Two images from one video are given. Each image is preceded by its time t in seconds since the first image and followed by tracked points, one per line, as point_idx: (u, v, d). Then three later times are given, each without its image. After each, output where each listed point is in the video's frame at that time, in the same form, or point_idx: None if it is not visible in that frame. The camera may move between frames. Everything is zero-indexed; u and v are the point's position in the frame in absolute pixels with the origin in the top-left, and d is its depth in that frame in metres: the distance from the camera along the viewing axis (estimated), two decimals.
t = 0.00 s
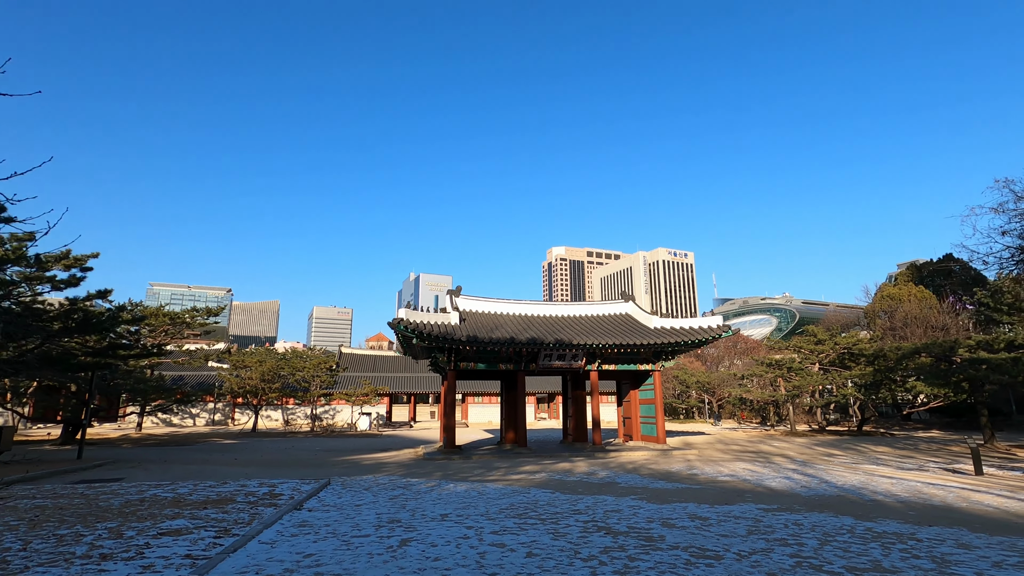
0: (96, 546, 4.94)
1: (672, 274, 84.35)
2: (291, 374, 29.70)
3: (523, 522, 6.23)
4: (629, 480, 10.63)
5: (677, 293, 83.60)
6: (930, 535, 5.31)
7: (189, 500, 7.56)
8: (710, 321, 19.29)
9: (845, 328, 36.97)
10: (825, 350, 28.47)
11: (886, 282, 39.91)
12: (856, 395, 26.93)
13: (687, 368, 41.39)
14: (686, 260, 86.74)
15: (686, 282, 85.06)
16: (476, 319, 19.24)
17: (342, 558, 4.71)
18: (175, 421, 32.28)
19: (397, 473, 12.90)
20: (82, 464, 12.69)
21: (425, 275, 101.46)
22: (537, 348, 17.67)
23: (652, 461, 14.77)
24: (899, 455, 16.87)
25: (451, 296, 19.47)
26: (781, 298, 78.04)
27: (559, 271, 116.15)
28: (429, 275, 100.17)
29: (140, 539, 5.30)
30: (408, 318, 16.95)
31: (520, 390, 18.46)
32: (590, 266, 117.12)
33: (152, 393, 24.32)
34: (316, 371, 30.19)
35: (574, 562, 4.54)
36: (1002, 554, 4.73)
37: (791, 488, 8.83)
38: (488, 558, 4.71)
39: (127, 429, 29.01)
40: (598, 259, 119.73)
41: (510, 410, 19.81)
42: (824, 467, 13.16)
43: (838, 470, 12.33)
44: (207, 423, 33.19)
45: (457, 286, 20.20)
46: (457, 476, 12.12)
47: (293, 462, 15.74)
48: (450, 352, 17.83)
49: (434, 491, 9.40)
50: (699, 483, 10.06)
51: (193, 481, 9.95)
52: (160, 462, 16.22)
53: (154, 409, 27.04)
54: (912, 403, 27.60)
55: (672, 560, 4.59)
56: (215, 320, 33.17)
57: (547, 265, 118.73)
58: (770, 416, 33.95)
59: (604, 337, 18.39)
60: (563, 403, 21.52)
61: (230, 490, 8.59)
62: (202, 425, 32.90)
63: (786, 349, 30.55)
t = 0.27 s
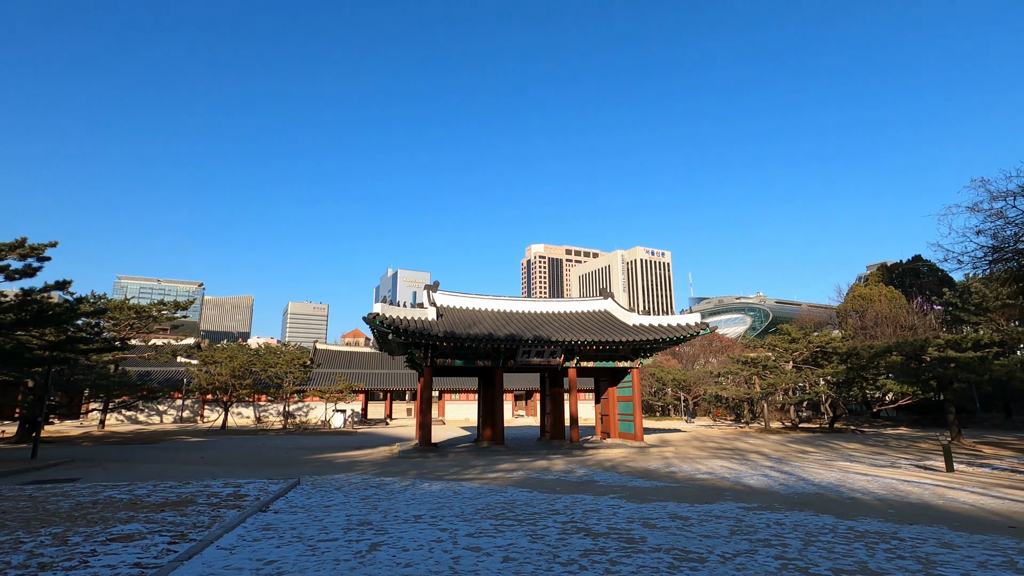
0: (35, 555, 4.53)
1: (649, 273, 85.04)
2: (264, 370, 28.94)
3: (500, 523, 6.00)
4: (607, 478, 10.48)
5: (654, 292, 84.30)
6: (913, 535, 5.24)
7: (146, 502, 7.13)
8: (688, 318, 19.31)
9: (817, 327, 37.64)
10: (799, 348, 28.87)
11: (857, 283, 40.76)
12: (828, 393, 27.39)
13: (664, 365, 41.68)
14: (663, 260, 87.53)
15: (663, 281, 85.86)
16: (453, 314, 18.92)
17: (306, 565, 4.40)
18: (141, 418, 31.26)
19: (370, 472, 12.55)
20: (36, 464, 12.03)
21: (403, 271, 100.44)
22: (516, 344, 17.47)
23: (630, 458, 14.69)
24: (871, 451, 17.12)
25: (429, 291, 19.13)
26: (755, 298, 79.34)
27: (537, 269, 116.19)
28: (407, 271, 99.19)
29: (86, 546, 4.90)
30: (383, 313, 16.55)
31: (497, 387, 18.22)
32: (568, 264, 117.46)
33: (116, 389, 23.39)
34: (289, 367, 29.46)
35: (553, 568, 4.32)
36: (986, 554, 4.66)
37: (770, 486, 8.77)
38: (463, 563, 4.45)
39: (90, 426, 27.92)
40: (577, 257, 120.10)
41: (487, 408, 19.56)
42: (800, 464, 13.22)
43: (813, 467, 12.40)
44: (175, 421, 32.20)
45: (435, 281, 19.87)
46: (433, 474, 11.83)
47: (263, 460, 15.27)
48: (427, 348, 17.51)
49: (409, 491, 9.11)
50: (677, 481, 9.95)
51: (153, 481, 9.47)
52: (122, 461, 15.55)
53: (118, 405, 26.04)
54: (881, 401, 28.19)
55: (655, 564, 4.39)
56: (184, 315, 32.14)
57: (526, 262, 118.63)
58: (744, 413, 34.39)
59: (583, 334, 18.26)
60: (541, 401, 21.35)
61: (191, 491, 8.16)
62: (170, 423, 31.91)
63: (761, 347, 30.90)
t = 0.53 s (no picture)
0: None
1: (629, 272, 85.50)
2: (237, 367, 28.21)
3: (478, 527, 5.75)
4: (587, 478, 10.30)
5: (634, 291, 84.79)
6: (898, 537, 5.15)
7: (102, 507, 6.70)
8: (669, 316, 19.28)
9: (794, 326, 38.15)
10: (776, 347, 29.19)
11: (832, 283, 41.42)
12: (805, 391, 27.73)
13: (643, 364, 41.86)
14: (643, 259, 88.06)
15: (643, 280, 86.42)
16: (433, 311, 18.59)
17: None
18: (108, 416, 30.23)
19: (345, 472, 12.20)
20: None
21: (383, 268, 99.39)
22: (496, 342, 17.22)
23: (610, 457, 14.57)
24: (847, 450, 17.29)
25: (408, 287, 18.76)
26: (733, 297, 80.35)
27: (518, 266, 116.02)
28: (386, 268, 98.18)
29: (28, 557, 4.52)
30: (361, 309, 16.16)
31: (477, 385, 17.96)
32: (549, 262, 117.56)
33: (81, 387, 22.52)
34: (264, 364, 28.75)
35: None
36: (974, 558, 4.57)
37: (751, 486, 8.67)
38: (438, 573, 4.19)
39: (54, 424, 26.91)
40: (557, 255, 120.25)
41: (467, 406, 19.29)
42: (779, 463, 13.24)
43: (792, 466, 12.42)
44: (144, 419, 31.22)
45: (415, 277, 19.51)
46: (409, 474, 11.52)
47: (233, 460, 14.77)
48: (406, 345, 17.16)
49: (384, 492, 8.81)
50: (658, 481, 9.84)
51: (113, 483, 9.00)
52: (85, 461, 14.91)
53: (83, 403, 25.10)
54: (856, 399, 28.65)
55: (641, 571, 4.20)
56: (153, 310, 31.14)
57: (507, 259, 118.34)
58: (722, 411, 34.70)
59: (564, 332, 18.09)
60: (521, 399, 21.15)
61: (153, 494, 7.74)
62: (139, 420, 30.93)
63: (740, 346, 31.17)
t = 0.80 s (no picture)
0: None
1: (617, 271, 85.66)
2: (219, 364, 27.66)
3: (461, 530, 5.51)
4: (575, 478, 10.10)
5: (622, 290, 84.95)
6: (895, 540, 4.99)
7: (66, 509, 6.36)
8: (658, 314, 19.17)
9: (780, 325, 38.37)
10: (763, 346, 29.29)
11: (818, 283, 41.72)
12: (791, 390, 27.84)
13: (631, 362, 41.86)
14: (631, 258, 88.27)
15: (630, 279, 86.65)
16: (420, 308, 18.32)
17: None
18: (86, 414, 29.55)
19: (327, 471, 11.88)
20: None
21: (370, 265, 98.67)
22: (483, 339, 16.98)
23: (598, 456, 14.39)
24: (834, 448, 17.30)
25: (394, 283, 18.44)
26: (720, 297, 80.84)
27: (507, 265, 115.82)
28: (374, 265, 97.43)
29: None
30: (345, 304, 15.83)
31: (463, 383, 17.72)
32: (538, 261, 117.54)
33: (57, 384, 21.90)
34: (246, 361, 28.20)
35: None
36: (974, 561, 4.42)
37: (741, 486, 8.52)
38: None
39: (29, 422, 26.21)
40: (546, 253, 120.18)
41: (453, 404, 19.03)
42: (767, 461, 13.16)
43: (781, 465, 12.34)
44: (123, 417, 30.54)
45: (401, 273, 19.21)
46: (393, 474, 11.24)
47: (212, 459, 14.37)
48: (391, 342, 16.87)
49: (366, 493, 8.53)
50: (647, 480, 9.67)
51: (82, 484, 8.61)
52: (58, 460, 14.42)
53: (58, 400, 24.44)
54: (841, 398, 28.85)
55: None
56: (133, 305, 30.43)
57: (495, 257, 118.00)
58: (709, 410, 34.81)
59: (552, 329, 17.89)
60: (508, 396, 20.93)
61: (122, 495, 7.39)
62: (118, 418, 30.25)
63: (727, 344, 31.23)
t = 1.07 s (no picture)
0: None
1: (611, 270, 85.57)
2: (209, 363, 27.23)
3: (453, 537, 5.26)
4: (570, 479, 9.87)
5: (616, 289, 84.85)
6: (905, 546, 4.80)
7: (37, 515, 6.05)
8: (653, 312, 18.99)
9: (774, 324, 38.33)
10: (758, 345, 29.20)
11: (812, 282, 41.73)
12: (786, 389, 27.75)
13: (625, 361, 41.72)
14: (625, 257, 88.18)
15: (624, 278, 86.59)
16: (412, 306, 18.03)
17: None
18: (73, 414, 29.07)
19: (316, 473, 11.60)
20: None
21: (363, 264, 98.07)
22: (477, 337, 16.74)
23: (593, 457, 14.18)
24: (829, 448, 17.16)
25: (386, 281, 18.15)
26: (713, 296, 80.92)
27: (501, 264, 115.50)
28: (367, 264, 96.87)
29: None
30: (336, 302, 15.53)
31: (457, 382, 17.46)
32: (532, 260, 117.29)
33: (41, 383, 21.44)
34: (236, 360, 27.76)
35: None
36: (990, 569, 4.22)
37: (741, 487, 8.32)
38: None
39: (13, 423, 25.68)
40: (540, 252, 119.99)
41: (446, 403, 18.76)
42: (764, 462, 12.99)
43: (778, 465, 12.18)
44: (111, 416, 30.07)
45: (394, 270, 18.92)
46: (384, 476, 10.98)
47: (199, 460, 14.05)
48: (383, 340, 16.58)
49: (355, 496, 8.27)
50: (644, 481, 9.46)
51: (58, 487, 8.28)
52: (39, 461, 14.02)
53: (43, 400, 23.94)
54: (835, 398, 28.80)
55: None
56: (120, 304, 29.92)
57: (489, 256, 117.66)
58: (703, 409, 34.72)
59: (547, 328, 17.66)
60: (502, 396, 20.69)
61: (99, 499, 7.09)
62: (106, 418, 29.78)
63: (721, 343, 31.12)
